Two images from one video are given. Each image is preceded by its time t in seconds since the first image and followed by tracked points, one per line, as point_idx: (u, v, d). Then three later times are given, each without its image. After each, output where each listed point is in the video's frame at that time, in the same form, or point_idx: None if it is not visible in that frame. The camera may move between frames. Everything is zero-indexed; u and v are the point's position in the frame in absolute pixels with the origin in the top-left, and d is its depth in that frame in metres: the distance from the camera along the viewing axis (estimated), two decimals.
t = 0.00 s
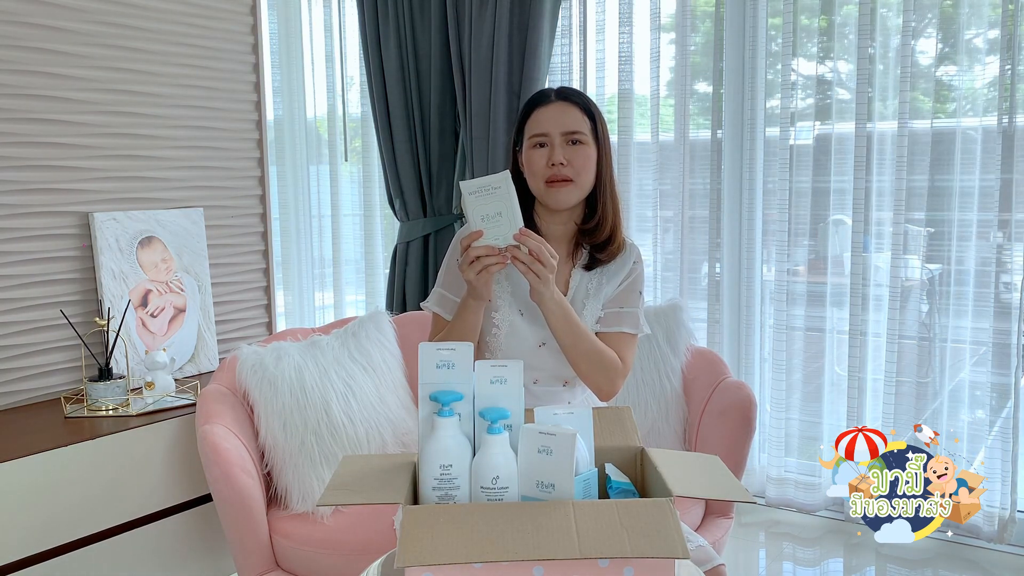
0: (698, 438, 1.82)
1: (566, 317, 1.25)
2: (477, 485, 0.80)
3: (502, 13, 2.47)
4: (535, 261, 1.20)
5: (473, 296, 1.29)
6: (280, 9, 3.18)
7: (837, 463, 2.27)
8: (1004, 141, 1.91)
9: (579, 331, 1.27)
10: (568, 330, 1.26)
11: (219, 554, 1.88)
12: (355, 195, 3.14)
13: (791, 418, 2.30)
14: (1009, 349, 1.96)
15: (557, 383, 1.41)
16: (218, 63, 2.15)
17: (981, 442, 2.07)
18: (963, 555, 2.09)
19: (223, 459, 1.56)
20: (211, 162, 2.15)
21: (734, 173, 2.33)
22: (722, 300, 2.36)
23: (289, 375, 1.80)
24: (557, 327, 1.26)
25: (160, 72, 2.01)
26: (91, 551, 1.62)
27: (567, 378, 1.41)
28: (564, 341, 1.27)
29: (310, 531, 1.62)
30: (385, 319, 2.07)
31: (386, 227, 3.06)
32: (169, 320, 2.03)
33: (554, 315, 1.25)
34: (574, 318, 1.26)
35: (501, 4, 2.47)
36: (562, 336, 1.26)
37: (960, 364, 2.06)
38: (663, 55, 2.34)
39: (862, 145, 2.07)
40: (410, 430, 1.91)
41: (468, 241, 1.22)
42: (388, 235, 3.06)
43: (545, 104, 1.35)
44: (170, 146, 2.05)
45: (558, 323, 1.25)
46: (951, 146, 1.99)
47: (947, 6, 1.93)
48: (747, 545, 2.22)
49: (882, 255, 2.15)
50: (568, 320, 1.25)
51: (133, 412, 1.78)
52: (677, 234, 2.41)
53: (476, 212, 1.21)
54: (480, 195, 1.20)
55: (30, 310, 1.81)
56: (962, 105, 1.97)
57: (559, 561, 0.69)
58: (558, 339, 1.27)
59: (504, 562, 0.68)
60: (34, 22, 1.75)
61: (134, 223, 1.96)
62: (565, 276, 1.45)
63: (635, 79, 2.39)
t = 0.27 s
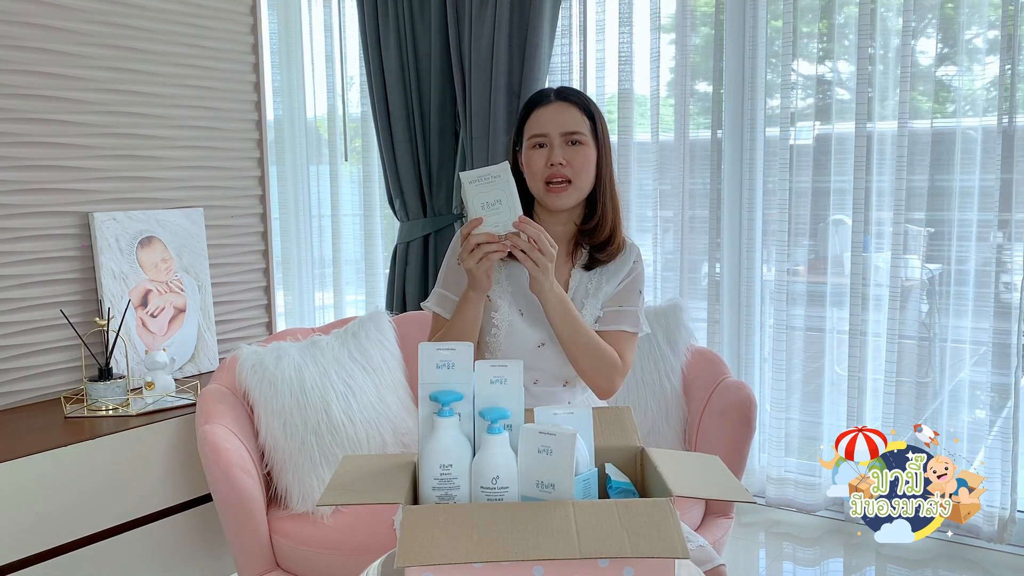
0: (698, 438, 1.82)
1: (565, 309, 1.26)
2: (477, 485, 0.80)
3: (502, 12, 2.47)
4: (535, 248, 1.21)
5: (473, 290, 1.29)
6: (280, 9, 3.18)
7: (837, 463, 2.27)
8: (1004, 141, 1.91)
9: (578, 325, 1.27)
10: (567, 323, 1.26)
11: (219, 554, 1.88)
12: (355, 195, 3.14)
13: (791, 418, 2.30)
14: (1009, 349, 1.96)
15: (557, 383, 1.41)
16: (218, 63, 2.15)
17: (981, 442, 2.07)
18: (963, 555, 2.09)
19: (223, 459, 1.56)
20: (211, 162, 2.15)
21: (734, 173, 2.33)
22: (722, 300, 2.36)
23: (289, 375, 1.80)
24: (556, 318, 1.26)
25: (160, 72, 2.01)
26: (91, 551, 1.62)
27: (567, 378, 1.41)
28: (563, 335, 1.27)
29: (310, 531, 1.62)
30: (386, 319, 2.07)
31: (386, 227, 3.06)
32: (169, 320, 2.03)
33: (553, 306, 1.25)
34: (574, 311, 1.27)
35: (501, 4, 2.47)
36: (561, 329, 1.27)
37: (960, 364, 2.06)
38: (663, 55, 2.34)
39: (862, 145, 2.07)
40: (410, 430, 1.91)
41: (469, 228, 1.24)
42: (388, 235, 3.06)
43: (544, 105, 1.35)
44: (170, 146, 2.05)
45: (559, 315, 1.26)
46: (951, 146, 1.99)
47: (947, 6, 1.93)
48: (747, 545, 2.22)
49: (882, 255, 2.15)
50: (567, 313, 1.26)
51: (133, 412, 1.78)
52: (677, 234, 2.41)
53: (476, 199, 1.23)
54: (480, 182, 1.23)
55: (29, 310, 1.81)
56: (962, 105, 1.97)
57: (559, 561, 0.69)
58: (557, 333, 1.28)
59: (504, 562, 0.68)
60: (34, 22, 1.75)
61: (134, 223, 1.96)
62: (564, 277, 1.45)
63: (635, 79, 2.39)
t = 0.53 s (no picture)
0: (698, 438, 1.82)
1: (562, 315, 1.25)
2: (477, 486, 0.80)
3: (502, 12, 2.47)
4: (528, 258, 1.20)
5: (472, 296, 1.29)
6: (280, 9, 3.18)
7: (837, 463, 2.27)
8: (1004, 141, 1.91)
9: (576, 329, 1.27)
10: (564, 329, 1.26)
11: (219, 554, 1.88)
12: (355, 195, 3.14)
13: (791, 418, 2.30)
14: (1009, 349, 1.96)
15: (557, 383, 1.41)
16: (218, 63, 2.15)
17: (981, 442, 2.07)
18: (963, 555, 2.09)
19: (223, 459, 1.56)
20: (211, 162, 2.15)
21: (734, 173, 2.33)
22: (722, 300, 2.36)
23: (289, 375, 1.80)
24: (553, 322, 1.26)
25: (160, 72, 2.01)
26: (91, 551, 1.62)
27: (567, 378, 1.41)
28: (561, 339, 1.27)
29: (310, 531, 1.62)
30: (386, 319, 2.07)
31: (386, 227, 3.06)
32: (169, 320, 2.03)
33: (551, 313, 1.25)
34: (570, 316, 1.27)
35: (501, 4, 2.47)
36: (558, 334, 1.26)
37: (960, 364, 2.06)
38: (663, 56, 2.34)
39: (862, 145, 2.07)
40: (410, 430, 1.91)
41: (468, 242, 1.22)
42: (388, 235, 3.06)
43: (544, 105, 1.35)
44: (170, 146, 2.06)
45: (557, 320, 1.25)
46: (951, 146, 1.99)
47: (947, 6, 1.93)
48: (747, 545, 2.22)
49: (882, 255, 2.15)
50: (563, 319, 1.26)
51: (133, 412, 1.78)
52: (677, 234, 2.41)
53: (473, 213, 1.20)
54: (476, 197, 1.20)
55: (29, 310, 1.81)
56: (962, 105, 1.97)
57: (559, 561, 0.69)
58: (555, 338, 1.27)
59: (504, 562, 0.68)
60: (33, 22, 1.75)
61: (134, 223, 1.96)
62: (565, 277, 1.45)
63: (635, 79, 2.39)
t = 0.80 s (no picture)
0: (698, 438, 1.82)
1: (551, 323, 1.25)
2: (477, 485, 0.80)
3: (502, 12, 2.47)
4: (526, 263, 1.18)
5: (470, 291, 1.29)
6: (280, 9, 3.17)
7: (837, 463, 2.27)
8: (1004, 141, 1.91)
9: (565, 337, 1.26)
10: (552, 338, 1.25)
11: (219, 554, 1.88)
12: (355, 195, 3.14)
13: (791, 418, 2.30)
14: (1009, 349, 1.96)
15: (555, 383, 1.40)
16: (218, 63, 2.15)
17: (981, 442, 2.07)
18: (963, 555, 2.09)
19: (223, 459, 1.56)
20: (211, 162, 2.15)
21: (734, 173, 2.33)
22: (722, 300, 2.36)
23: (289, 375, 1.80)
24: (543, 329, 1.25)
25: (160, 72, 2.01)
26: (91, 551, 1.62)
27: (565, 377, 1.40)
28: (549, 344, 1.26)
29: (310, 532, 1.62)
30: (386, 319, 2.07)
31: (386, 227, 3.06)
32: (169, 320, 2.03)
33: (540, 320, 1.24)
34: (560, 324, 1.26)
35: (501, 4, 2.47)
36: (547, 340, 1.26)
37: (960, 364, 2.06)
38: (663, 56, 2.34)
39: (862, 145, 2.07)
40: (410, 430, 1.91)
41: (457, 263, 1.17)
42: (388, 235, 3.06)
43: (539, 106, 1.35)
44: (170, 146, 2.06)
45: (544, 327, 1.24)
46: (951, 146, 1.99)
47: (946, 6, 1.93)
48: (747, 545, 2.22)
49: (882, 255, 2.15)
50: (553, 326, 1.25)
51: (133, 412, 1.78)
52: (677, 234, 2.41)
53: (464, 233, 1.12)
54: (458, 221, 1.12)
55: (29, 310, 1.81)
56: (962, 104, 1.97)
57: (559, 561, 0.69)
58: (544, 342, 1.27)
59: (504, 562, 0.68)
60: (34, 22, 1.75)
61: (134, 223, 1.96)
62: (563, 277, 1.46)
63: (635, 79, 2.39)
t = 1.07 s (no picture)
0: (698, 438, 1.82)
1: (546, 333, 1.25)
2: (477, 486, 0.80)
3: (502, 12, 2.47)
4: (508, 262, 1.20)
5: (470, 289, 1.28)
6: (280, 9, 3.17)
7: (837, 463, 2.27)
8: (1004, 141, 1.91)
9: (561, 347, 1.26)
10: (549, 346, 1.26)
11: (219, 554, 1.88)
12: (355, 195, 3.14)
13: (791, 418, 2.30)
14: (1009, 349, 1.96)
15: (555, 383, 1.40)
16: (218, 63, 2.15)
17: (981, 442, 2.07)
18: (963, 555, 2.09)
19: (223, 459, 1.56)
20: (211, 162, 2.15)
21: (734, 173, 2.33)
22: (722, 300, 2.36)
23: (289, 375, 1.80)
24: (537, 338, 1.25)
25: (160, 72, 2.01)
26: (91, 551, 1.62)
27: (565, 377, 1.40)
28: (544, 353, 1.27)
29: (310, 532, 1.62)
30: (386, 319, 2.07)
31: (386, 227, 3.07)
32: (169, 320, 2.03)
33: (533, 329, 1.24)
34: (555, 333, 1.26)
35: (501, 4, 2.47)
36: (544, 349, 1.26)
37: (960, 364, 2.06)
38: (663, 56, 2.34)
39: (862, 145, 2.07)
40: (410, 430, 1.91)
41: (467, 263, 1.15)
42: (388, 235, 3.06)
43: (534, 108, 1.34)
44: (170, 146, 2.06)
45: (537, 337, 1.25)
46: (951, 146, 1.99)
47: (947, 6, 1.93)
48: (747, 545, 2.22)
49: (882, 255, 2.15)
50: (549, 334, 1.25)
51: (133, 412, 1.78)
52: (677, 234, 2.41)
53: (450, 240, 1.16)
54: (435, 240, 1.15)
55: (29, 311, 1.81)
56: (962, 104, 1.97)
57: (559, 561, 0.69)
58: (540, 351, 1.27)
59: (504, 562, 0.68)
60: (34, 22, 1.75)
61: (134, 223, 1.96)
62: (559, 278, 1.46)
63: (635, 79, 2.40)
